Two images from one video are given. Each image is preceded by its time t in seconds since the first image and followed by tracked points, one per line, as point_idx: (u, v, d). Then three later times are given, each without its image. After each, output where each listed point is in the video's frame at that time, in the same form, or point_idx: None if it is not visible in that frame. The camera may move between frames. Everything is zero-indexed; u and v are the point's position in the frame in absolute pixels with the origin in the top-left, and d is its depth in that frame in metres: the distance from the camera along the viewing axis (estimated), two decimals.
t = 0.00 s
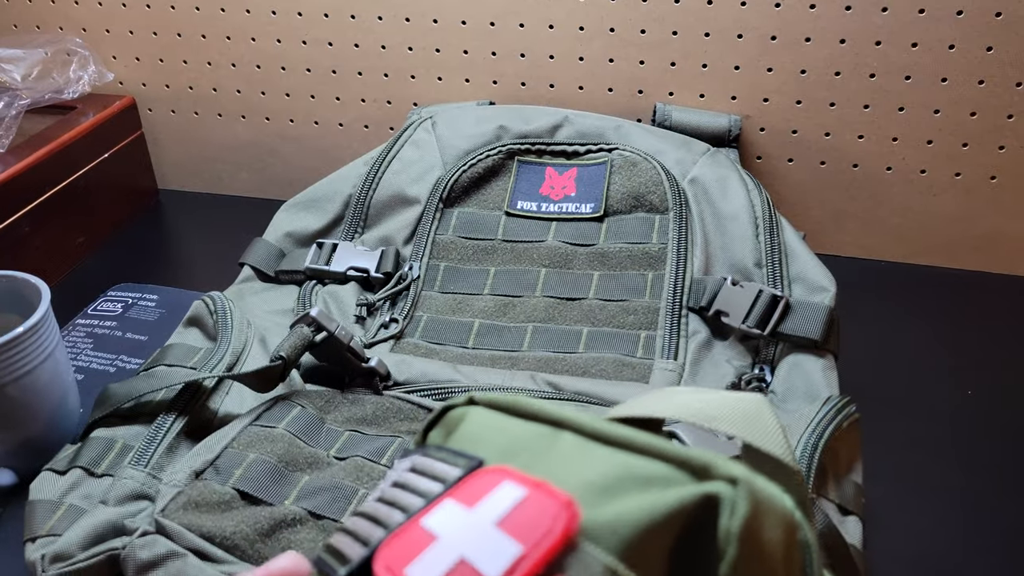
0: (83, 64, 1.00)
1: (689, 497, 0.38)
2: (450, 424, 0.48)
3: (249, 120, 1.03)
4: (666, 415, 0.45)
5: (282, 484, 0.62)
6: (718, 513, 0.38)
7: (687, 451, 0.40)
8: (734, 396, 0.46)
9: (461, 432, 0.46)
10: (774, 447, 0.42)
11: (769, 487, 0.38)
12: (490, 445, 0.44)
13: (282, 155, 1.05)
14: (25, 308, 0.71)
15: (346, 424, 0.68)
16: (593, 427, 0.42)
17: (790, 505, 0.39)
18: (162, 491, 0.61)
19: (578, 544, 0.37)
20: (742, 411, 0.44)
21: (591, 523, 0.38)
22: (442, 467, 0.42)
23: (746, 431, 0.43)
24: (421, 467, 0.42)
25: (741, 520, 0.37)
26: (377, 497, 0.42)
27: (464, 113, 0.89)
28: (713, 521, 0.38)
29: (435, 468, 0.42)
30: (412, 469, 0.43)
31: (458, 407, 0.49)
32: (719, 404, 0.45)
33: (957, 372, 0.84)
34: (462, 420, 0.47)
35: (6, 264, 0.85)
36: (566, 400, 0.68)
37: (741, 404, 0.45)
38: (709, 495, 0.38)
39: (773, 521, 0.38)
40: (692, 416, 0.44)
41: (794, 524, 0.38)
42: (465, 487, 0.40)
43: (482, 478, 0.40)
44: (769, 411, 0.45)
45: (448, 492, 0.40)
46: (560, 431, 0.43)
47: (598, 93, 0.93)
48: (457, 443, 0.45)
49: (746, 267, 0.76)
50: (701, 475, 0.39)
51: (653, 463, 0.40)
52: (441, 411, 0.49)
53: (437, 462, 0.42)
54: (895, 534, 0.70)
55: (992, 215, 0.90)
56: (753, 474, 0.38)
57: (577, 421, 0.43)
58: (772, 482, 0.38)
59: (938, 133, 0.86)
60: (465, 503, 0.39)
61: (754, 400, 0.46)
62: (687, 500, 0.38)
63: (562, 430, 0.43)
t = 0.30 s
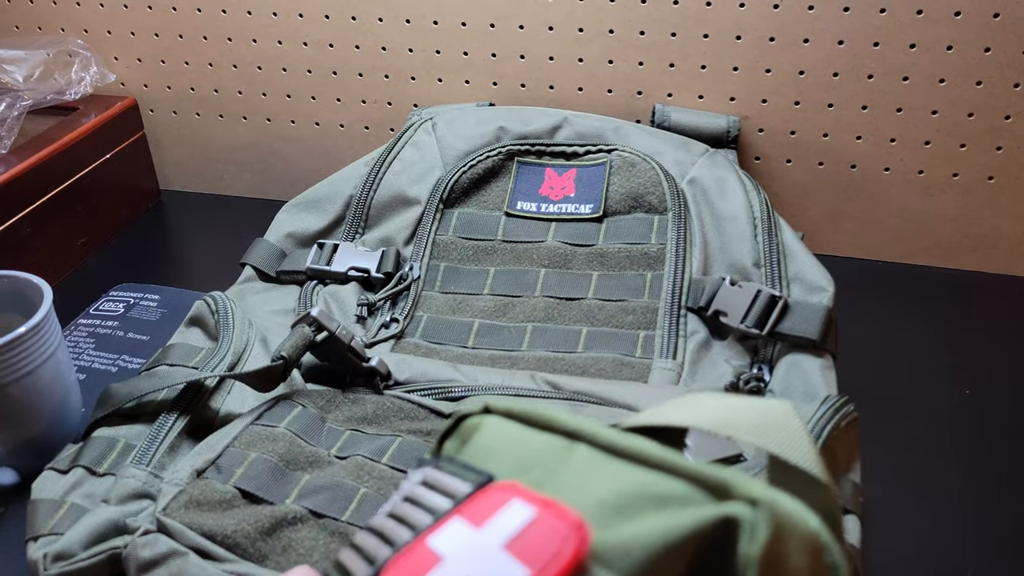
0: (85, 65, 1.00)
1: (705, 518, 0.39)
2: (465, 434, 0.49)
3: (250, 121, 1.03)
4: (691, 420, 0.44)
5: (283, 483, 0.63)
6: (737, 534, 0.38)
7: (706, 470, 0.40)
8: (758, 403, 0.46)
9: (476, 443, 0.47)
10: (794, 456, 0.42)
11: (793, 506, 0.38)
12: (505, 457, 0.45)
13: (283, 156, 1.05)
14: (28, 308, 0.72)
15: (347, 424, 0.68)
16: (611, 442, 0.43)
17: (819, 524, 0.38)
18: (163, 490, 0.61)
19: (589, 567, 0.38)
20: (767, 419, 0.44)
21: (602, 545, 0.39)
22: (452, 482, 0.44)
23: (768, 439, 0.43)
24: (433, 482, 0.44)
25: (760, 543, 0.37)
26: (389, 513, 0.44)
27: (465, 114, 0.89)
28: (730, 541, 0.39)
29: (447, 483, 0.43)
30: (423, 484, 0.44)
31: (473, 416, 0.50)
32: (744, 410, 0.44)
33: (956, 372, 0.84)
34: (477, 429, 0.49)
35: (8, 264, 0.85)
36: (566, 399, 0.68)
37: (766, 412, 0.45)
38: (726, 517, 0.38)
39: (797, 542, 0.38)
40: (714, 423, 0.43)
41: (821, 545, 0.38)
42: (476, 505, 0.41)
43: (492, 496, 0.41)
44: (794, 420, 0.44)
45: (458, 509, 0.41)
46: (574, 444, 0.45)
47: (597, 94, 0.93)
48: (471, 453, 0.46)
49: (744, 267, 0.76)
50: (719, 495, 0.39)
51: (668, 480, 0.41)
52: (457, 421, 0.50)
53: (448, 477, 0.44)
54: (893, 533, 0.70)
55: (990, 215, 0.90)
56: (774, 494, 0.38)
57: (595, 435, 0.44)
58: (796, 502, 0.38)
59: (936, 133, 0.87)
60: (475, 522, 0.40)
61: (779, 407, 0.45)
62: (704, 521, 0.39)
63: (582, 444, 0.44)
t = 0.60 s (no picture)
0: (83, 64, 1.00)
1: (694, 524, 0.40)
2: (456, 443, 0.49)
3: (249, 121, 1.03)
4: (685, 426, 0.44)
5: (282, 484, 0.62)
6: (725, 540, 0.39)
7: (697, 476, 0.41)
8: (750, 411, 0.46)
9: (468, 450, 0.47)
10: (787, 463, 0.43)
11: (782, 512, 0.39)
12: (496, 463, 0.45)
13: (283, 156, 1.05)
14: (25, 308, 0.71)
15: (346, 424, 0.68)
16: (602, 447, 0.44)
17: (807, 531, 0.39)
18: (162, 491, 0.60)
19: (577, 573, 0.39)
20: (759, 427, 0.44)
21: (591, 552, 0.40)
22: (443, 488, 0.43)
23: (763, 448, 0.43)
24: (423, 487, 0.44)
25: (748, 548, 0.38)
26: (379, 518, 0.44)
27: (464, 113, 0.89)
28: (718, 546, 0.40)
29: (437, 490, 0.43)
30: (414, 490, 0.44)
31: (466, 424, 0.50)
32: (737, 418, 0.45)
33: (957, 373, 0.84)
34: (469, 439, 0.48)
35: (6, 264, 0.85)
36: (567, 399, 0.68)
37: (758, 420, 0.45)
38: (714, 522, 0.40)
39: (783, 548, 0.39)
40: (708, 431, 0.43)
41: (808, 549, 0.39)
42: (466, 512, 0.41)
43: (481, 502, 0.41)
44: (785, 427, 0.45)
45: (448, 516, 0.41)
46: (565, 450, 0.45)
47: (598, 93, 0.93)
48: (462, 461, 0.46)
49: (745, 267, 0.75)
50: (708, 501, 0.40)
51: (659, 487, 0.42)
52: (448, 430, 0.50)
53: (438, 484, 0.44)
54: (895, 533, 0.70)
55: (992, 215, 0.90)
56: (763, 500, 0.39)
57: (585, 441, 0.44)
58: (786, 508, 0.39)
59: (938, 133, 0.86)
60: (464, 529, 0.40)
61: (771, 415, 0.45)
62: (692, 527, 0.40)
63: (573, 450, 0.45)
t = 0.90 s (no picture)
0: (83, 64, 1.00)
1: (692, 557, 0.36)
2: (433, 453, 0.45)
3: (249, 121, 1.03)
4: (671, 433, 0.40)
5: (282, 484, 0.62)
6: None
7: (692, 499, 0.37)
8: (738, 413, 0.41)
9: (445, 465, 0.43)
10: (779, 469, 0.38)
11: (786, 543, 0.35)
12: (475, 482, 0.41)
13: (283, 156, 1.05)
14: (25, 308, 0.71)
15: (347, 424, 0.68)
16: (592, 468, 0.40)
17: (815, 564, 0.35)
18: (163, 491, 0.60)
19: None
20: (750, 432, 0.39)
21: None
22: (415, 514, 0.38)
23: (752, 452, 0.38)
24: (396, 510, 0.39)
25: None
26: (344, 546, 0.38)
27: (464, 114, 0.89)
28: None
29: (410, 514, 0.39)
30: (387, 513, 0.39)
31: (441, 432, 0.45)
32: (726, 421, 0.40)
33: (957, 373, 0.84)
34: (446, 449, 0.44)
35: (6, 264, 0.85)
36: (567, 399, 0.68)
37: (747, 424, 0.40)
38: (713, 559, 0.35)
39: None
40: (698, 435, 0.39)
41: None
42: (441, 545, 0.36)
43: (460, 535, 0.37)
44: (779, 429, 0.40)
45: (422, 550, 0.36)
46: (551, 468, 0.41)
47: (598, 93, 0.93)
48: (440, 480, 0.42)
49: (746, 267, 0.75)
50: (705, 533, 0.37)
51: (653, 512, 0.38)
52: (424, 435, 0.45)
53: (410, 508, 0.39)
54: (895, 533, 0.70)
55: (992, 215, 0.90)
56: (767, 528, 0.35)
57: (572, 459, 0.40)
58: (787, 533, 0.35)
59: (938, 133, 0.86)
60: (440, 566, 0.35)
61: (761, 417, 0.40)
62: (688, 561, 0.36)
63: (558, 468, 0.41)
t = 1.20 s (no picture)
0: (83, 64, 1.00)
1: (437, 484, 0.34)
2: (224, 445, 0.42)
3: (249, 121, 1.03)
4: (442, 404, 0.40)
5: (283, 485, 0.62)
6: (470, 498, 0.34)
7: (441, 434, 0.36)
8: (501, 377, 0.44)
9: (246, 452, 0.40)
10: (539, 422, 0.40)
11: (524, 460, 0.34)
12: (260, 459, 0.39)
13: (283, 156, 1.05)
14: (25, 308, 0.71)
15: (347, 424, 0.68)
16: (358, 422, 0.37)
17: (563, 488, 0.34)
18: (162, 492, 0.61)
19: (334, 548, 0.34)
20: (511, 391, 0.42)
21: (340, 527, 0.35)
22: (201, 486, 0.36)
23: (522, 411, 0.40)
24: (183, 490, 0.36)
25: (487, 501, 0.34)
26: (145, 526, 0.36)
27: (464, 114, 0.89)
28: (466, 505, 0.35)
29: (193, 485, 0.36)
30: (178, 495, 0.36)
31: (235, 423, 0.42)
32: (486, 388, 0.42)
33: (956, 373, 0.84)
34: (237, 439, 0.41)
35: (6, 264, 0.85)
36: (566, 399, 0.68)
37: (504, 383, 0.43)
38: (458, 481, 0.34)
39: (524, 499, 0.33)
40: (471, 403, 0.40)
41: (553, 501, 0.34)
42: (225, 500, 0.35)
43: (242, 493, 0.35)
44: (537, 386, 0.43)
45: (207, 510, 0.35)
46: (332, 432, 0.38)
47: (598, 93, 0.93)
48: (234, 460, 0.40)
49: (746, 267, 0.75)
50: (451, 459, 0.35)
51: (409, 451, 0.36)
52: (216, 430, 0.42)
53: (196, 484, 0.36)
54: (894, 533, 0.70)
55: (992, 215, 0.90)
56: (507, 453, 0.34)
57: (347, 421, 0.38)
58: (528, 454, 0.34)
59: (938, 133, 0.86)
60: (220, 521, 0.34)
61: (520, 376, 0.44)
62: (435, 490, 0.34)
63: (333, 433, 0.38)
